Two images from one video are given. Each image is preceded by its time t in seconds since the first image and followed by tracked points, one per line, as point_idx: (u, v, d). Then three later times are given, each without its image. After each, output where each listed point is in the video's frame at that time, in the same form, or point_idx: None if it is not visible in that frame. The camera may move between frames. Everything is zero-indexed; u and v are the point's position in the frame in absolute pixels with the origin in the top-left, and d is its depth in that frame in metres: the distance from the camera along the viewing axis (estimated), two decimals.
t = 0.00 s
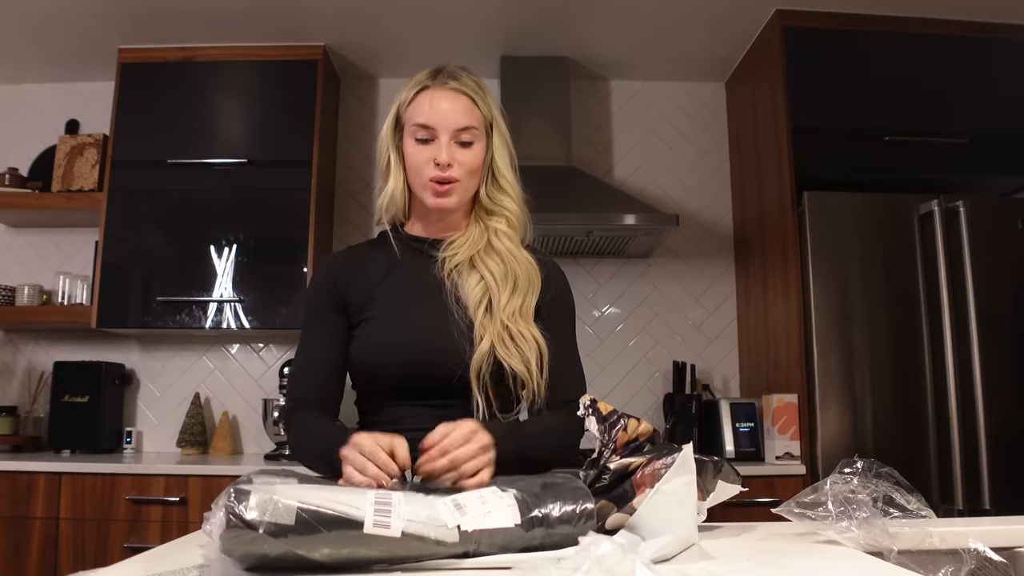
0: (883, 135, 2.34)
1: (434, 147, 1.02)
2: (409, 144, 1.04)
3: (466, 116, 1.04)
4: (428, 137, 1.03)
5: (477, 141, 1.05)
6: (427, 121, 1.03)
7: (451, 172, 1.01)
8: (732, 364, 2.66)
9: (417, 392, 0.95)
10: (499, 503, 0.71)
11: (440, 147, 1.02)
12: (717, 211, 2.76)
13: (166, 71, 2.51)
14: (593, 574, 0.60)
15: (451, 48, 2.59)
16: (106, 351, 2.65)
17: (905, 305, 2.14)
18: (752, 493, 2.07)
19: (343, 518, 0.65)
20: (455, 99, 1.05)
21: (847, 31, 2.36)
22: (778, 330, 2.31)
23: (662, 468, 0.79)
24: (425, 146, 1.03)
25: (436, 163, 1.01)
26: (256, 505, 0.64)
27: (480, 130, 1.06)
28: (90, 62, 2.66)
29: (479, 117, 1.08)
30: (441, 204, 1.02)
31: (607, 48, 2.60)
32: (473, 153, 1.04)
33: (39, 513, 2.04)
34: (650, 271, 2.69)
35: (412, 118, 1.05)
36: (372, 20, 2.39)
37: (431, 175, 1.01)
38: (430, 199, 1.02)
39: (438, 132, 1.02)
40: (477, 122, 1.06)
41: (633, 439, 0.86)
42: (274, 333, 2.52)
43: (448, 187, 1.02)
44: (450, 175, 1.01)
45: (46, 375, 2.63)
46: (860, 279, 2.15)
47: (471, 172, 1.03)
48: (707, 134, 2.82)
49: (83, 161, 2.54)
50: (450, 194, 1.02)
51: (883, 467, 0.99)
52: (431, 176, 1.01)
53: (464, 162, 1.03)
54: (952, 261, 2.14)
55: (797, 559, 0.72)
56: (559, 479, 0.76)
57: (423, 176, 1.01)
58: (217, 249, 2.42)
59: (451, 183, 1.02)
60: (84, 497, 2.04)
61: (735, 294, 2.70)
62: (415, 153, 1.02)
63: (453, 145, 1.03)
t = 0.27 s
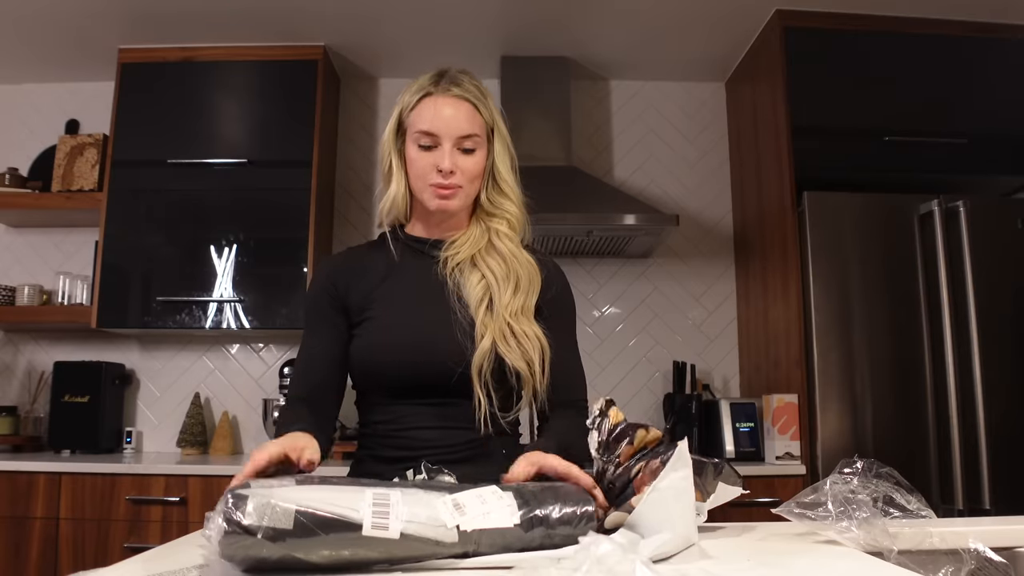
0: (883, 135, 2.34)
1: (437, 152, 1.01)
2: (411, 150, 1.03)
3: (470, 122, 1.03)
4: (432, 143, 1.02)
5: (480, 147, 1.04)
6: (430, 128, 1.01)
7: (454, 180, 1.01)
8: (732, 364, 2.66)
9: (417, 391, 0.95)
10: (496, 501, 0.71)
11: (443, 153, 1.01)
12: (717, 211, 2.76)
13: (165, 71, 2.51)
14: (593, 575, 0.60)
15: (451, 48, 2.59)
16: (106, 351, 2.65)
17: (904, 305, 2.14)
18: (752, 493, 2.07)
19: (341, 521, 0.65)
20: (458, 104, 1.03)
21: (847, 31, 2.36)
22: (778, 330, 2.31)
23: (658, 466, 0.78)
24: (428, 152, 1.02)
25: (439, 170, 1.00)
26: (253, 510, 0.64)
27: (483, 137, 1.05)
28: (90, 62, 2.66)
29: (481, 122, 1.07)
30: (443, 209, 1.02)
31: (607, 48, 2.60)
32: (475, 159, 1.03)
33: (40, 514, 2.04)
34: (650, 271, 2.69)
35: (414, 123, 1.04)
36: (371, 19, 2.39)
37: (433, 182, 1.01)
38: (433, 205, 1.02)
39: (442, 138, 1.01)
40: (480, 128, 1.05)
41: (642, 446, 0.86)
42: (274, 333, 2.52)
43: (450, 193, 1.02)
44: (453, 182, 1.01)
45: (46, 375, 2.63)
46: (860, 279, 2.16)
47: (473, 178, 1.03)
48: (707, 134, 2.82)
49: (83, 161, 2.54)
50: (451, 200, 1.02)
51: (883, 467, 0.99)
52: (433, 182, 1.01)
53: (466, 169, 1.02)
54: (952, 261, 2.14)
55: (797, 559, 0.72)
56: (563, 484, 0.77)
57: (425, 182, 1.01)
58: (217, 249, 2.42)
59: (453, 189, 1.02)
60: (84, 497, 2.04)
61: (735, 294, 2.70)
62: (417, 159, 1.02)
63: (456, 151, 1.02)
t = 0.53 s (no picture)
0: (883, 135, 2.34)
1: (438, 149, 1.02)
2: (413, 145, 1.03)
3: (471, 120, 1.03)
4: (433, 139, 1.02)
5: (481, 146, 1.05)
6: (433, 124, 1.02)
7: (454, 176, 1.01)
8: (732, 364, 2.66)
9: (415, 390, 0.95)
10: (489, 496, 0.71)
11: (444, 149, 1.01)
12: (717, 211, 2.76)
13: (165, 70, 2.51)
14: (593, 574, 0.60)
15: (451, 48, 2.59)
16: (106, 350, 2.65)
17: (904, 305, 2.14)
18: (752, 493, 2.07)
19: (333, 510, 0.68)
20: (460, 102, 1.04)
21: (847, 31, 2.36)
22: (778, 330, 2.31)
23: (663, 469, 0.79)
24: (429, 148, 1.02)
25: (439, 165, 1.00)
26: (248, 500, 0.68)
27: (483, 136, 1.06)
28: (90, 62, 2.66)
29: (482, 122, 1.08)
30: (441, 204, 1.02)
31: (607, 49, 2.60)
32: (475, 158, 1.04)
33: (40, 513, 2.04)
34: (650, 270, 2.69)
35: (416, 120, 1.04)
36: (371, 19, 2.39)
37: (433, 177, 1.01)
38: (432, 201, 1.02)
39: (443, 135, 1.02)
40: (482, 127, 1.06)
41: (638, 437, 0.87)
42: (274, 333, 2.52)
43: (449, 189, 1.02)
44: (453, 178, 1.01)
45: (46, 375, 2.63)
46: (860, 279, 2.16)
47: (473, 176, 1.03)
48: (707, 134, 2.82)
49: (83, 161, 2.54)
50: (451, 197, 1.02)
51: (882, 467, 0.99)
52: (434, 178, 1.01)
53: (467, 167, 1.02)
54: (953, 261, 2.13)
55: (797, 559, 0.72)
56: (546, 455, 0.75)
57: (426, 178, 1.01)
58: (217, 249, 2.42)
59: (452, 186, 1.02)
60: (84, 497, 2.04)
61: (735, 294, 2.70)
62: (418, 155, 1.02)
63: (457, 149, 1.03)
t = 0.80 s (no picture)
0: (883, 135, 2.34)
1: (433, 138, 1.01)
2: (409, 137, 1.03)
3: (465, 110, 1.04)
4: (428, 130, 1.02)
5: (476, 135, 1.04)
6: (427, 115, 1.02)
7: (450, 162, 1.00)
8: (732, 364, 2.66)
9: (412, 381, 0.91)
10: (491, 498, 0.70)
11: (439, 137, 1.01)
12: (717, 211, 2.76)
13: (165, 70, 2.51)
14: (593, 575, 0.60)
15: (451, 48, 2.59)
16: (106, 350, 2.65)
17: (904, 305, 2.14)
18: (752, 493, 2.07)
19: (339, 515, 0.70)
20: (454, 95, 1.05)
21: (847, 31, 2.36)
22: (778, 330, 2.31)
23: (686, 470, 0.77)
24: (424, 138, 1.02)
25: (434, 153, 1.00)
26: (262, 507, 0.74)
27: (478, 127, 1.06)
28: (90, 62, 2.66)
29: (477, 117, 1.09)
30: (438, 194, 1.01)
31: (607, 49, 2.60)
32: (472, 146, 1.03)
33: (40, 513, 2.04)
34: (650, 270, 2.69)
35: (411, 114, 1.05)
36: (371, 19, 2.39)
37: (430, 164, 1.00)
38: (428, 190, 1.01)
39: (438, 124, 1.02)
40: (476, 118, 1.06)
41: (649, 434, 0.85)
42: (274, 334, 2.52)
43: (446, 177, 1.01)
44: (449, 164, 1.00)
45: (46, 375, 2.63)
46: (860, 279, 2.16)
47: (469, 164, 1.02)
48: (707, 134, 2.82)
49: (83, 161, 2.54)
50: (447, 187, 1.01)
51: (883, 468, 0.99)
52: (429, 166, 1.00)
53: (463, 155, 1.01)
54: (952, 261, 2.13)
55: (799, 559, 0.72)
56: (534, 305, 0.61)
57: (421, 167, 1.00)
58: (217, 249, 2.42)
59: (449, 175, 1.01)
60: (84, 497, 2.04)
61: (735, 294, 2.70)
62: (413, 145, 1.02)
63: (452, 138, 1.02)
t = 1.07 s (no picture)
0: (883, 135, 2.34)
1: (431, 137, 1.02)
2: (406, 136, 1.03)
3: (461, 107, 1.04)
4: (425, 128, 1.02)
5: (472, 130, 1.05)
6: (424, 112, 1.02)
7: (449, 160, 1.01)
8: (732, 364, 2.66)
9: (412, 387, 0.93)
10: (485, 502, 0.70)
11: (436, 136, 1.01)
12: (717, 211, 2.76)
13: (165, 70, 2.51)
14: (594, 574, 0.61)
15: (450, 48, 2.59)
16: (106, 350, 2.65)
17: (904, 305, 2.14)
18: (752, 493, 2.07)
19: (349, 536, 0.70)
20: (451, 93, 1.06)
21: (847, 31, 2.36)
22: (778, 330, 2.31)
23: (683, 470, 0.77)
24: (422, 136, 1.02)
25: (434, 150, 1.01)
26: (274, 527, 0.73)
27: (474, 125, 1.06)
28: (90, 62, 2.67)
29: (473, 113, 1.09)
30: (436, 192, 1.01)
31: (607, 49, 2.60)
32: (468, 146, 1.04)
33: (40, 514, 2.04)
34: (650, 270, 2.69)
35: (408, 113, 1.05)
36: (371, 19, 2.39)
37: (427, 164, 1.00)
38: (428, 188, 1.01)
39: (435, 122, 1.02)
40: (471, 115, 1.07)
41: (649, 436, 0.84)
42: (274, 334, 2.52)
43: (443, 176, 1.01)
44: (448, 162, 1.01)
45: (46, 375, 2.63)
46: (860, 278, 2.16)
47: (466, 161, 1.03)
48: (707, 134, 2.82)
49: (83, 161, 2.54)
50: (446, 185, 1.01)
51: (882, 467, 0.99)
52: (428, 163, 1.01)
53: (460, 154, 1.02)
54: (952, 261, 2.13)
55: (798, 559, 0.72)
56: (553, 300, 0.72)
57: (420, 164, 1.01)
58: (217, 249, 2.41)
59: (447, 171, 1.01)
60: (84, 497, 2.04)
61: (735, 294, 2.70)
62: (411, 143, 1.02)
63: (449, 137, 1.03)
